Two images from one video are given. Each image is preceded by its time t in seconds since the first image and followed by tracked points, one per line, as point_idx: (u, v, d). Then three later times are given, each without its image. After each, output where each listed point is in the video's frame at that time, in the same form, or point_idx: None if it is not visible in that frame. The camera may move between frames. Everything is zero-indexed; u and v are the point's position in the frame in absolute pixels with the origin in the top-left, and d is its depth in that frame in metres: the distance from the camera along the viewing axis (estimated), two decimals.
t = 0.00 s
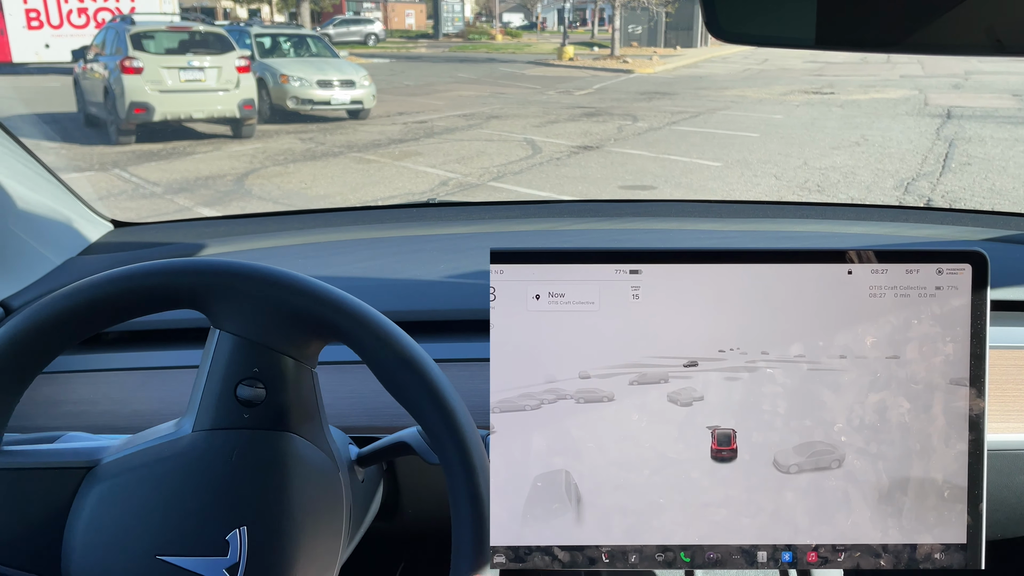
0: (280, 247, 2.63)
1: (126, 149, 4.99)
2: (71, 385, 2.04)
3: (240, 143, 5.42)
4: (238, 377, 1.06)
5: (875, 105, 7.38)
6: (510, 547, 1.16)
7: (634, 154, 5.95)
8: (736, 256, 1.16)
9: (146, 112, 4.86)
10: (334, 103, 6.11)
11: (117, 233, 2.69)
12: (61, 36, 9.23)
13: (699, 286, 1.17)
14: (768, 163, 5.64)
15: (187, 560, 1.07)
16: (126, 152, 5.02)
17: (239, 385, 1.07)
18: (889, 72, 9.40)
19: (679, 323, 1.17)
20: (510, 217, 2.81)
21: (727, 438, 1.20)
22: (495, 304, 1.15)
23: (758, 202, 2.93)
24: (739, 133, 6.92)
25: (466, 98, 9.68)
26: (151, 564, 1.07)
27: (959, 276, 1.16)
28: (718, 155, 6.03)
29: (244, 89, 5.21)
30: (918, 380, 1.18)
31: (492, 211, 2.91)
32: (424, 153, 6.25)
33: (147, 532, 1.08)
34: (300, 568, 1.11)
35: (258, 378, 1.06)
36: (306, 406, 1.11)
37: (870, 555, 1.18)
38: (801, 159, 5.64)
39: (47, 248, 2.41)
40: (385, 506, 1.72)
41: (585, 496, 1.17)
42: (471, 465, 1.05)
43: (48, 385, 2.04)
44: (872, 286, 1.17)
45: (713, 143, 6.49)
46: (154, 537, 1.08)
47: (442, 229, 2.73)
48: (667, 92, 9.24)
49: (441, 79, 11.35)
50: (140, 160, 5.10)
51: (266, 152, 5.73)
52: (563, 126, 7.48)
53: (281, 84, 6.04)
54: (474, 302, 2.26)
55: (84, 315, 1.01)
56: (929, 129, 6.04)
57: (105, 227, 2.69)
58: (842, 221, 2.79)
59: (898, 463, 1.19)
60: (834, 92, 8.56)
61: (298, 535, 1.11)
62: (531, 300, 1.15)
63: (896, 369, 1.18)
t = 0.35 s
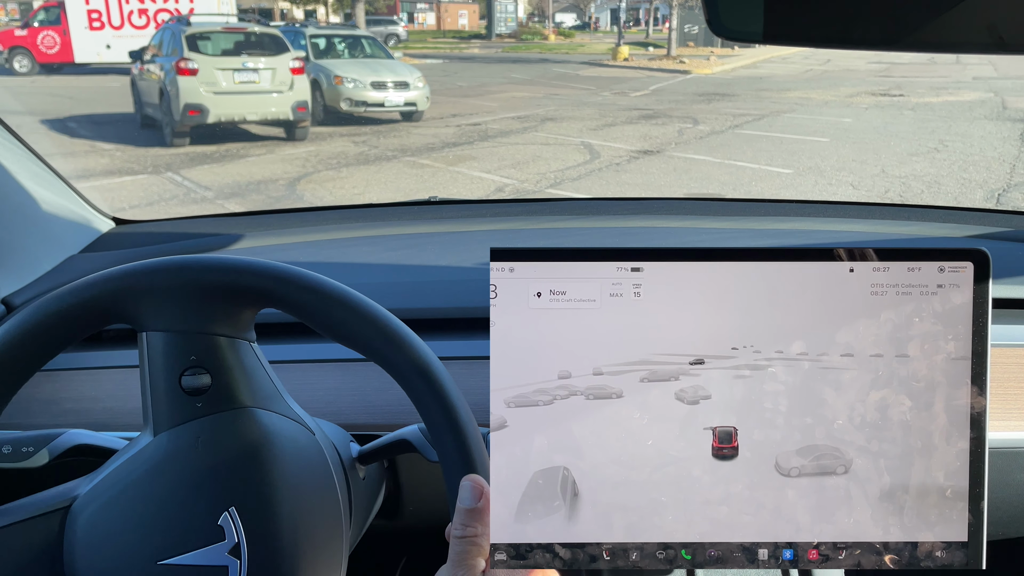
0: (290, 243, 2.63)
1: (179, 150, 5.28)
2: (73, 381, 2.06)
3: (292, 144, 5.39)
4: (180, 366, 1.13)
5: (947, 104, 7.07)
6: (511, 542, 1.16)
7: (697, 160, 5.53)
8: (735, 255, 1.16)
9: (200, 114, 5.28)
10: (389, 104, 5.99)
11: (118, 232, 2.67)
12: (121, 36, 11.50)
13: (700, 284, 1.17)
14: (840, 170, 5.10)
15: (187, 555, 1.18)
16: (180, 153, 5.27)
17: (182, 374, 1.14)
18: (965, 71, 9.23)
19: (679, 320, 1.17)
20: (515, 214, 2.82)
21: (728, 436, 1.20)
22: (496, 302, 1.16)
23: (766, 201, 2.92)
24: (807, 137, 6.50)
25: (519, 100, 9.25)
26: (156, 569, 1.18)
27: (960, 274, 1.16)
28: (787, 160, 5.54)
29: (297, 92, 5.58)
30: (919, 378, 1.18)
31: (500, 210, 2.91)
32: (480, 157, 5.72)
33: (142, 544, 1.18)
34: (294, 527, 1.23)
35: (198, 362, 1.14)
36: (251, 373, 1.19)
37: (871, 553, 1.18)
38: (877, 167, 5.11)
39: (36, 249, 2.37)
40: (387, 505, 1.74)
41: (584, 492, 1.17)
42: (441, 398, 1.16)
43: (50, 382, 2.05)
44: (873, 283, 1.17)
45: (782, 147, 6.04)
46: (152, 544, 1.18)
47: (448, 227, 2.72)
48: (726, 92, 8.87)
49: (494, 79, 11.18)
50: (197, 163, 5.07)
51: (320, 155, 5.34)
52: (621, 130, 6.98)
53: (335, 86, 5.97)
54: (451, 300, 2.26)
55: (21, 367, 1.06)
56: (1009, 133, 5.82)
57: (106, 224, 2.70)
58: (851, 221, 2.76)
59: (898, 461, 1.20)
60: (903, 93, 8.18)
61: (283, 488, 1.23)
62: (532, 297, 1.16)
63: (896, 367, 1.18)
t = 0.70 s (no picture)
0: (292, 240, 2.62)
1: (231, 152, 5.02)
2: (74, 382, 2.05)
3: (346, 148, 5.12)
4: (164, 369, 1.14)
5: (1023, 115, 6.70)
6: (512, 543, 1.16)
7: (766, 165, 5.41)
8: (735, 253, 1.16)
9: (253, 116, 4.94)
10: (441, 106, 5.72)
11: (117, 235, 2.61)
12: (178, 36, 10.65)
13: (698, 282, 1.17)
14: (922, 179, 4.71)
15: (187, 554, 1.18)
16: (231, 156, 5.01)
17: (167, 376, 1.15)
18: None
19: (678, 319, 1.17)
20: (528, 213, 2.83)
21: (727, 434, 1.20)
22: (496, 303, 1.15)
23: (766, 200, 2.92)
24: (885, 141, 6.21)
25: (572, 100, 9.20)
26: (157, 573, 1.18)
27: (959, 274, 1.16)
28: (863, 168, 5.24)
29: (350, 93, 5.24)
30: (918, 377, 1.18)
31: (499, 208, 2.91)
32: (536, 162, 5.52)
33: (141, 549, 1.18)
34: (293, 520, 1.23)
35: (184, 363, 1.15)
36: (234, 372, 1.20)
37: (870, 552, 1.18)
38: (961, 175, 4.77)
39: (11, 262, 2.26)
40: (386, 505, 1.74)
41: (584, 492, 1.17)
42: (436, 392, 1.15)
43: (49, 383, 2.04)
44: (872, 283, 1.17)
45: (854, 152, 5.82)
46: (151, 546, 1.18)
47: (448, 225, 2.72)
48: (787, 95, 8.79)
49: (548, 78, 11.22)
50: (249, 165, 4.90)
51: (371, 159, 5.12)
52: (682, 131, 7.12)
53: (388, 87, 5.70)
54: (454, 299, 2.26)
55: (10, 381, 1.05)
56: None
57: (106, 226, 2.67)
58: (855, 221, 2.74)
59: (897, 460, 1.20)
60: (980, 97, 7.98)
61: (277, 481, 1.23)
62: (531, 297, 1.15)
63: (896, 366, 1.18)
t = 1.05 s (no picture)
0: (289, 238, 2.61)
1: (281, 155, 4.95)
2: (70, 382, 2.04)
3: (395, 151, 5.23)
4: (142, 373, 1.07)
5: None
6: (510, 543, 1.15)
7: (839, 172, 5.54)
8: (731, 255, 1.16)
9: (303, 118, 4.94)
10: (492, 108, 6.03)
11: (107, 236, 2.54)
12: (233, 36, 11.83)
13: (692, 282, 1.17)
14: (1007, 189, 4.84)
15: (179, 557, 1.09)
16: (280, 157, 4.96)
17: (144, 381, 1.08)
18: None
19: (667, 319, 1.17)
20: (540, 212, 2.83)
21: (722, 436, 1.20)
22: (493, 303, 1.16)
23: (768, 200, 2.91)
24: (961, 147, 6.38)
25: (628, 102, 9.69)
26: None
27: (953, 275, 1.17)
28: (943, 176, 5.32)
29: (400, 96, 5.28)
30: (912, 379, 1.18)
31: (497, 207, 2.90)
32: (591, 167, 5.57)
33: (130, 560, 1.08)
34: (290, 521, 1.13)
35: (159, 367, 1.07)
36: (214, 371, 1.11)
37: (865, 553, 1.19)
38: None
39: None
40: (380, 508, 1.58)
41: (580, 494, 1.17)
42: (432, 398, 1.05)
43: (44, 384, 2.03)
44: (866, 284, 1.17)
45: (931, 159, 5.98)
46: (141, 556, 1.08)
47: (445, 223, 2.72)
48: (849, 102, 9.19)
49: (598, 82, 11.48)
50: (297, 170, 4.86)
51: (422, 163, 5.24)
52: (738, 135, 7.35)
53: (439, 88, 5.93)
54: (451, 301, 2.25)
55: None
56: None
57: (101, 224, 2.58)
58: (857, 220, 2.74)
59: (891, 462, 1.20)
60: None
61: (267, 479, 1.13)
62: (526, 298, 1.15)
63: (889, 368, 1.19)
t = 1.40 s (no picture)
0: (289, 242, 2.60)
1: (327, 157, 4.93)
2: (67, 385, 2.03)
3: (441, 154, 4.97)
4: (139, 374, 1.07)
5: None
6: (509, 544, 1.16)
7: (907, 180, 4.76)
8: (728, 255, 1.16)
9: (348, 121, 4.79)
10: (541, 110, 5.54)
11: (104, 239, 2.51)
12: (280, 37, 11.61)
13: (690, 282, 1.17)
14: None
15: (179, 558, 1.08)
16: (326, 160, 4.93)
17: (143, 382, 1.07)
18: None
19: (666, 320, 1.18)
20: (551, 214, 2.82)
21: (721, 437, 1.20)
22: (493, 304, 1.15)
23: (770, 202, 2.88)
24: None
25: (675, 103, 8.70)
26: None
27: (950, 274, 1.17)
28: None
29: (448, 96, 4.94)
30: (909, 378, 1.19)
31: (496, 209, 2.88)
32: (643, 172, 5.10)
33: (125, 559, 1.07)
34: (290, 522, 1.13)
35: (158, 368, 1.07)
36: (212, 371, 1.11)
37: (864, 553, 1.19)
38: None
39: None
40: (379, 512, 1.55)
41: (579, 494, 1.17)
42: (433, 400, 1.05)
43: (42, 386, 2.02)
44: (864, 283, 1.17)
45: None
46: (137, 553, 1.07)
47: (445, 226, 2.71)
48: (908, 98, 8.14)
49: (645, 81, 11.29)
50: (343, 174, 4.70)
51: (470, 168, 4.87)
52: (798, 139, 6.49)
53: (486, 90, 5.38)
54: (452, 301, 2.25)
55: None
56: None
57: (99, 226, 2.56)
58: (862, 226, 2.71)
59: (889, 461, 1.20)
60: None
61: (265, 480, 1.12)
62: (524, 298, 1.15)
63: (887, 367, 1.19)
